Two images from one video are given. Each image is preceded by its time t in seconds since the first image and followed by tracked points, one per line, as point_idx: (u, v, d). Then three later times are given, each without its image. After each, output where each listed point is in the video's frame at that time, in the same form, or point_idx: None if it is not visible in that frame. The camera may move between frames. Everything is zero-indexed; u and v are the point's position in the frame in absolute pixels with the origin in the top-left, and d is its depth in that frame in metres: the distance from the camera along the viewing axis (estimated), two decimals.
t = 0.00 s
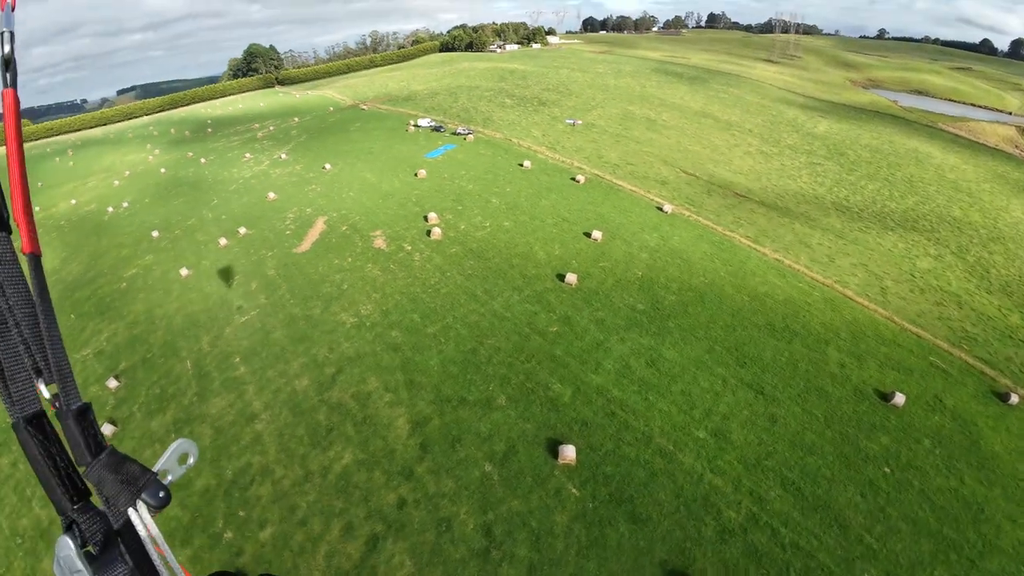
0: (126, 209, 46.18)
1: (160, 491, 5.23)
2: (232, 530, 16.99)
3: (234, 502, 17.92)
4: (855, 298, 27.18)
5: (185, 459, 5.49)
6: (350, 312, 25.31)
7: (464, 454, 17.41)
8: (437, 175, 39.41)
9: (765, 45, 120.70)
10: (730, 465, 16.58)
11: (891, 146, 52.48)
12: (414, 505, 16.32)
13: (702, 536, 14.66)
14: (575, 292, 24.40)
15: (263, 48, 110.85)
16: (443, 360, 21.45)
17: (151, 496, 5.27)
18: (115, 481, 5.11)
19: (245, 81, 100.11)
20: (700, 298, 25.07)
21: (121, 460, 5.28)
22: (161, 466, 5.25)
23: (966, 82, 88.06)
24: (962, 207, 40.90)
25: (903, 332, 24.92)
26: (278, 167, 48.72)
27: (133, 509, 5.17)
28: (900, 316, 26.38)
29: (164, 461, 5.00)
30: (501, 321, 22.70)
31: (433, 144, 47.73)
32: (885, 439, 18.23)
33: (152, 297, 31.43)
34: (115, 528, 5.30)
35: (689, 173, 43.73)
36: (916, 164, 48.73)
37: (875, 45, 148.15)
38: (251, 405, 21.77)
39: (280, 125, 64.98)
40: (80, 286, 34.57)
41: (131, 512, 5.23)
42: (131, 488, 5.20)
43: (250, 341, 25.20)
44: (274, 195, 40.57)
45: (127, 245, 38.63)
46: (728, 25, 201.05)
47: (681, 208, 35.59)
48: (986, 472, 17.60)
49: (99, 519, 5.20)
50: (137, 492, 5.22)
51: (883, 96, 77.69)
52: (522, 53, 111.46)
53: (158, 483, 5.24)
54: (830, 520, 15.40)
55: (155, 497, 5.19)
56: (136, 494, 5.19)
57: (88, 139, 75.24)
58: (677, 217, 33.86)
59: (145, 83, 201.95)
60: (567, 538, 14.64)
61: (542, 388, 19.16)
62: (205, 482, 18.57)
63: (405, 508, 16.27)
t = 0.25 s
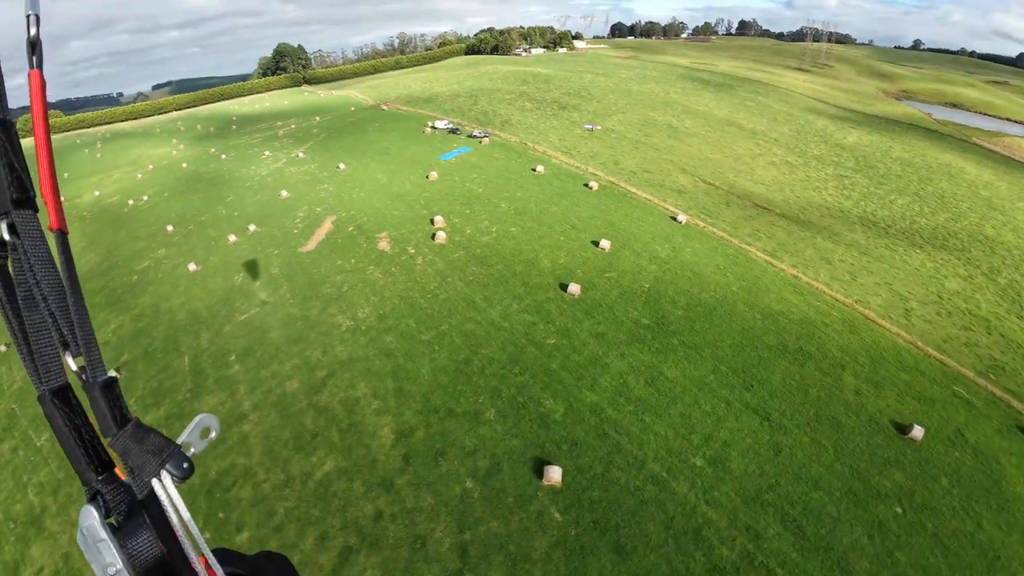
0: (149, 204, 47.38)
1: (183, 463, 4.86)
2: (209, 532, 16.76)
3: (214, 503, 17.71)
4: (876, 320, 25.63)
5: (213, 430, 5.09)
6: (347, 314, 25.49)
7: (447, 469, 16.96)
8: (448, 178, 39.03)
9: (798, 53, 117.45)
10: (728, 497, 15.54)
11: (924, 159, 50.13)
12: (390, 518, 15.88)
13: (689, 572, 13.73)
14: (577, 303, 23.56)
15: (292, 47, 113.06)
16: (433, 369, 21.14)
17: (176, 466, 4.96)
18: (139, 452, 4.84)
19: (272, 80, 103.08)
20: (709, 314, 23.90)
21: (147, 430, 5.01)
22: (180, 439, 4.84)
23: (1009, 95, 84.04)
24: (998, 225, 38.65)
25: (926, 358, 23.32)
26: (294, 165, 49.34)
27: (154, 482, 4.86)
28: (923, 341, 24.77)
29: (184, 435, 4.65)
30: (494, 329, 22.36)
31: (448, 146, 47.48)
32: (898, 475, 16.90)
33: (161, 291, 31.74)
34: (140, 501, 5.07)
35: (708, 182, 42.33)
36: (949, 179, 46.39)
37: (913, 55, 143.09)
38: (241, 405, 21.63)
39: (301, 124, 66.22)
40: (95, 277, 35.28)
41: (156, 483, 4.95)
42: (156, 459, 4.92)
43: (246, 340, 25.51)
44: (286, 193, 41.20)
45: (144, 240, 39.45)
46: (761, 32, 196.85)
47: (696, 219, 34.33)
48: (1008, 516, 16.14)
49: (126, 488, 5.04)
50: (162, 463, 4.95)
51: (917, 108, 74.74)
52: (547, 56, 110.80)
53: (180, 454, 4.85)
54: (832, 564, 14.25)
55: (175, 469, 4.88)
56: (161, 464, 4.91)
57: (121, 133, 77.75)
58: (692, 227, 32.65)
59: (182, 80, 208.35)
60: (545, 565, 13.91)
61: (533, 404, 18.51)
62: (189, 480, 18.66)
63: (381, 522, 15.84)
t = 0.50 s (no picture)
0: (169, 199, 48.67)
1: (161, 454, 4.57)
2: (188, 529, 17.20)
3: (195, 501, 18.13)
4: (896, 342, 24.12)
5: (189, 425, 4.95)
6: (344, 315, 25.48)
7: (426, 481, 16.71)
8: (459, 179, 38.62)
9: (831, 59, 113.65)
10: (720, 529, 14.58)
11: (957, 173, 47.74)
12: (364, 529, 15.70)
13: None
14: (575, 313, 22.81)
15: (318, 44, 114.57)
16: (422, 377, 20.97)
17: (151, 460, 4.60)
18: (115, 442, 4.49)
19: (297, 78, 105.07)
20: (717, 330, 22.71)
21: (124, 422, 4.72)
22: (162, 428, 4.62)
23: None
24: None
25: (947, 385, 21.82)
26: (309, 163, 49.96)
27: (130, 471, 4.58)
28: (946, 366, 23.22)
29: (164, 428, 4.39)
30: (487, 337, 21.95)
31: (461, 146, 47.21)
32: (908, 514, 15.65)
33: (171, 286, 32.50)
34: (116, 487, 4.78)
35: (726, 190, 40.93)
36: (984, 194, 44.01)
37: (954, 64, 137.45)
38: (231, 402, 22.02)
39: (321, 122, 67.14)
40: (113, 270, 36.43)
41: (133, 475, 4.63)
42: (132, 450, 4.60)
43: (242, 337, 26.13)
44: (298, 191, 41.82)
45: (163, 235, 40.56)
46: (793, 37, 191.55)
47: (710, 228, 33.09)
48: None
49: (101, 480, 4.67)
50: (138, 455, 4.59)
51: (951, 119, 71.72)
52: (571, 58, 109.61)
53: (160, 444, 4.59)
54: None
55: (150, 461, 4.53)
56: (137, 456, 4.56)
57: (150, 128, 80.12)
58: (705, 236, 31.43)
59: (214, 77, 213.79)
60: None
61: (521, 418, 17.90)
62: (174, 475, 18.99)
63: (355, 531, 15.67)
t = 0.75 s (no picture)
0: (186, 195, 49.63)
1: (129, 474, 4.88)
2: (167, 526, 17.35)
3: (176, 498, 18.28)
4: (914, 364, 22.70)
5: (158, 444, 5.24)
6: (338, 316, 25.34)
7: (402, 492, 16.56)
8: (467, 180, 38.14)
9: (862, 63, 110.02)
10: (705, 562, 13.81)
11: (989, 185, 45.45)
12: (336, 538, 15.70)
13: None
14: (572, 322, 22.04)
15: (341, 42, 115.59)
16: (409, 383, 20.67)
17: (118, 479, 4.87)
18: (82, 463, 4.70)
19: (319, 75, 106.38)
20: (721, 344, 21.60)
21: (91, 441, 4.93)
22: (131, 448, 4.92)
23: None
24: None
25: (966, 412, 20.42)
26: (321, 160, 50.37)
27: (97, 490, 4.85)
28: (967, 391, 21.77)
29: (137, 445, 4.74)
30: (477, 345, 21.55)
31: (473, 146, 46.76)
32: (914, 554, 14.55)
33: (179, 284, 33.70)
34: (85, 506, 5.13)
35: (743, 197, 39.54)
36: (1017, 208, 41.73)
37: (993, 73, 132.01)
38: (220, 400, 22.21)
39: (337, 119, 67.71)
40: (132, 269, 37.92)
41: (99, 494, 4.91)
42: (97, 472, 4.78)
43: (236, 334, 26.45)
44: (307, 189, 42.35)
45: (179, 232, 41.66)
46: (823, 41, 186.45)
47: (721, 235, 31.85)
48: None
49: (71, 498, 5.00)
50: (103, 475, 4.82)
51: (984, 129, 68.76)
52: (593, 59, 108.30)
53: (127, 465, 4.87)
54: None
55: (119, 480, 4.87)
56: (103, 477, 4.80)
57: (175, 122, 82.05)
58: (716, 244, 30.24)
59: (244, 72, 218.16)
60: None
61: (506, 432, 17.46)
62: (159, 471, 19.16)
63: (327, 540, 15.70)
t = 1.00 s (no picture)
0: (198, 192, 51.07)
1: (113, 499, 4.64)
2: (144, 525, 17.55)
3: (155, 496, 18.53)
4: (927, 385, 21.41)
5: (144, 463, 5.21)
6: (329, 317, 25.11)
7: (377, 502, 16.35)
8: (471, 181, 37.57)
9: (889, 69, 106.83)
10: None
11: (1017, 197, 43.37)
12: (305, 546, 15.69)
13: None
14: (566, 331, 21.27)
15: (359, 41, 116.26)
16: (394, 389, 20.22)
17: (101, 503, 4.67)
18: (62, 486, 4.50)
19: (337, 74, 107.22)
20: (721, 359, 20.53)
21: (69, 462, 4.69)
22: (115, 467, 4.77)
23: None
24: None
25: (981, 440, 19.14)
26: (330, 159, 50.56)
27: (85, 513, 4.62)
28: (984, 417, 20.49)
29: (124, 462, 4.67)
30: (467, 351, 20.92)
31: (481, 147, 46.28)
32: None
33: (183, 282, 34.16)
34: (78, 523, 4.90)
35: (756, 204, 38.22)
36: None
37: None
38: (207, 399, 22.51)
39: (350, 118, 67.95)
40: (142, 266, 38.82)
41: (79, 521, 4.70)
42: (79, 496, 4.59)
43: (228, 334, 26.36)
44: (312, 187, 42.59)
45: (188, 229, 42.31)
46: (847, 46, 182.06)
47: (729, 243, 30.67)
48: None
49: (48, 526, 4.84)
50: (86, 500, 4.61)
51: (1015, 139, 65.98)
52: (610, 60, 107.03)
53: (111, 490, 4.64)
54: None
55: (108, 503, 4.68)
56: (85, 501, 4.58)
57: (194, 118, 83.40)
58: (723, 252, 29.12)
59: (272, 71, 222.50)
60: None
61: (486, 445, 17.03)
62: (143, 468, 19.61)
63: (297, 549, 15.73)
